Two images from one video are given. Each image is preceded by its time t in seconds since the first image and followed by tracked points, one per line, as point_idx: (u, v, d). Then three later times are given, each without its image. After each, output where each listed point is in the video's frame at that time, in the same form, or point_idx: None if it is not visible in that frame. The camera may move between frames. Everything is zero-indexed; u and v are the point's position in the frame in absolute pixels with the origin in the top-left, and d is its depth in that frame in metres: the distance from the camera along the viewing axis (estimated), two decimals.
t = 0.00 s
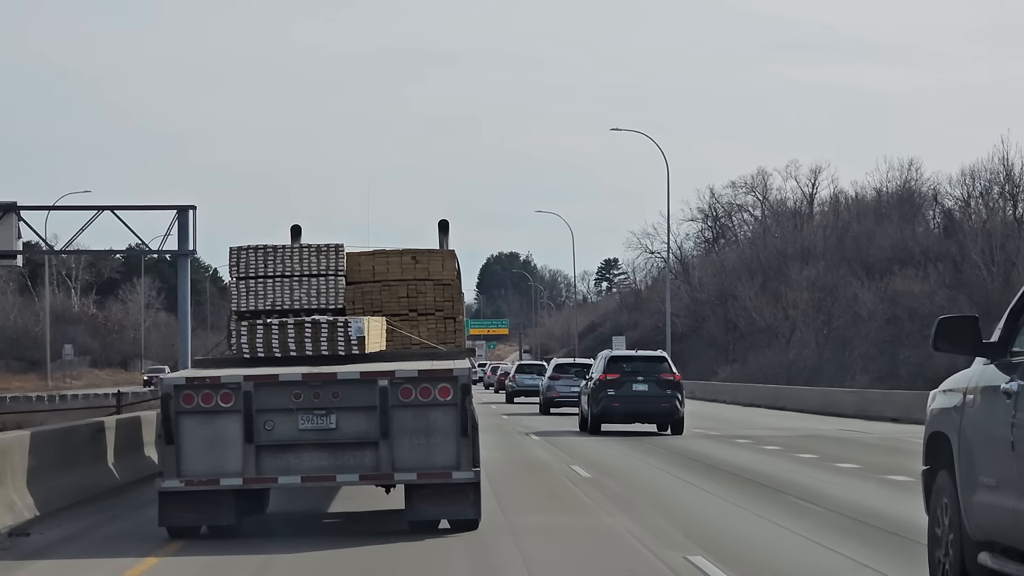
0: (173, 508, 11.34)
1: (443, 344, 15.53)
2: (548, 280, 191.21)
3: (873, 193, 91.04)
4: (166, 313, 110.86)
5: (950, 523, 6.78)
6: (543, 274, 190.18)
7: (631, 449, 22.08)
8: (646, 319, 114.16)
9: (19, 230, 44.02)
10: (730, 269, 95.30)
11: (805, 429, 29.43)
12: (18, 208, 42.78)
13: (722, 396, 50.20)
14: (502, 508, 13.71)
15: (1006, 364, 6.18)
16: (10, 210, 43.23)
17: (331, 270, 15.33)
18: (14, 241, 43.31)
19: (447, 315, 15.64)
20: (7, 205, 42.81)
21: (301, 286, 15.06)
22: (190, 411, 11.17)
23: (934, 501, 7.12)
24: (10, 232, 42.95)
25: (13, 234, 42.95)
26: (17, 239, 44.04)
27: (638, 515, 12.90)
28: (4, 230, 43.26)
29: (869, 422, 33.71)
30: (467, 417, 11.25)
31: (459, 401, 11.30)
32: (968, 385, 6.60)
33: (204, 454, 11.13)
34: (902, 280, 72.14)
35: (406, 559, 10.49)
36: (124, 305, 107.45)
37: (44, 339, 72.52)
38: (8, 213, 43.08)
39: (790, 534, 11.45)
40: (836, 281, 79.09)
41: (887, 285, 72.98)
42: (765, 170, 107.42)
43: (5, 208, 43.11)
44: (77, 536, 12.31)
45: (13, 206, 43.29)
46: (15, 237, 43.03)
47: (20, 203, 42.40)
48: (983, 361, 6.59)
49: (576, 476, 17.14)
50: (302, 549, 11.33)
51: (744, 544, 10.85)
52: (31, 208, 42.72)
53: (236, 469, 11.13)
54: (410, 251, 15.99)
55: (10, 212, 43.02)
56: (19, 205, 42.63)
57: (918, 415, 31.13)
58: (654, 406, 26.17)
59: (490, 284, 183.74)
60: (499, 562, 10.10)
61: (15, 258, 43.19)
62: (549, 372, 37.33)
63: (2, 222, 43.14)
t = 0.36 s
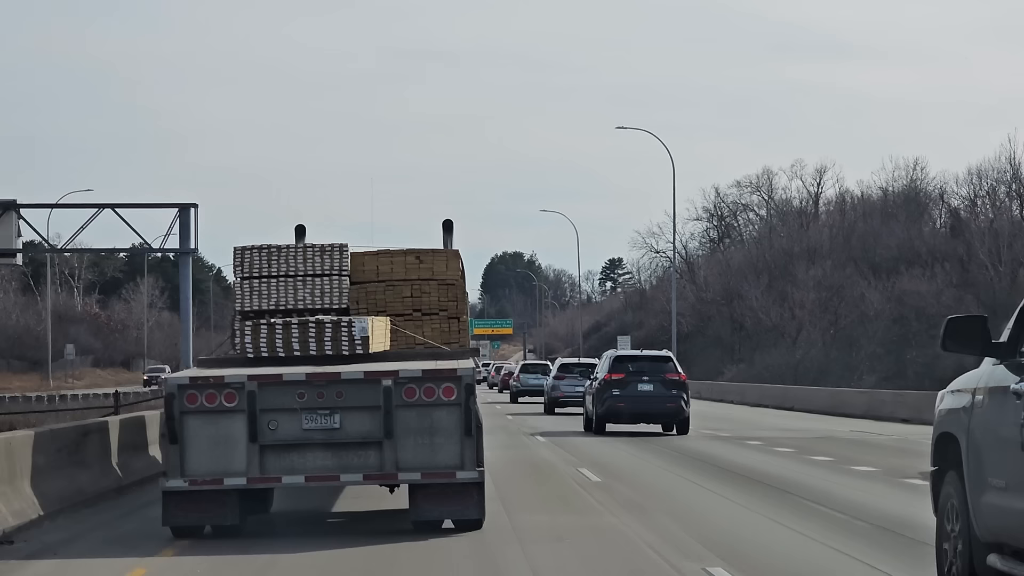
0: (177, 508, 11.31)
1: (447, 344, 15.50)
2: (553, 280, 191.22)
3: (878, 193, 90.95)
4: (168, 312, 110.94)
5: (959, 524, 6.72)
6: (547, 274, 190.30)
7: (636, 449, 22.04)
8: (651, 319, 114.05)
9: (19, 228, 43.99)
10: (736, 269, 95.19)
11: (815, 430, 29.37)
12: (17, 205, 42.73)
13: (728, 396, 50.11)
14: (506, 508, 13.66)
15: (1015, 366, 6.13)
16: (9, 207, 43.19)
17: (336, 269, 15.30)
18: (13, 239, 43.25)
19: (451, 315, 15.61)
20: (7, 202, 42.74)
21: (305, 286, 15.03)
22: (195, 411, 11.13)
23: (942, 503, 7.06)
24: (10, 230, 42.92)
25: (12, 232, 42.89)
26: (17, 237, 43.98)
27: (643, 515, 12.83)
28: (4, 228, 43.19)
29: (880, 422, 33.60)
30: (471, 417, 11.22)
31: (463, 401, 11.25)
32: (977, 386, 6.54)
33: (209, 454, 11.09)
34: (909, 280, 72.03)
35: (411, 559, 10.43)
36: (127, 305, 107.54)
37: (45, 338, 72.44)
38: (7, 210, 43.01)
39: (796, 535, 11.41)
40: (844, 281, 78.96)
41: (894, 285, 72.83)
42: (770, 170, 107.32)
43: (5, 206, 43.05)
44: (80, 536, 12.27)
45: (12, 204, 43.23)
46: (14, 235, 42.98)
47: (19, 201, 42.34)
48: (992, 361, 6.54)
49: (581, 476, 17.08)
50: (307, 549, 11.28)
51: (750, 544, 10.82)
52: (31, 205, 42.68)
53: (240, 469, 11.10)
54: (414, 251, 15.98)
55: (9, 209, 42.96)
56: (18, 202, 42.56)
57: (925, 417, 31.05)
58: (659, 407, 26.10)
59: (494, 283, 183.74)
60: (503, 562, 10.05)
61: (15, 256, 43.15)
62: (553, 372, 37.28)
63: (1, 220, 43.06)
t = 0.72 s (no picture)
0: (182, 507, 11.27)
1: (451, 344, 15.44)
2: (556, 279, 191.18)
3: (884, 192, 90.80)
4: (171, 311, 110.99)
5: (967, 527, 6.66)
6: (551, 273, 190.19)
7: (641, 451, 21.97)
8: (656, 318, 113.94)
9: (18, 226, 43.83)
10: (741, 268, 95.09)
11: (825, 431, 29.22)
12: (17, 203, 42.59)
13: (735, 397, 50.02)
14: (510, 508, 13.61)
15: None
16: (8, 205, 43.02)
17: (340, 269, 15.25)
18: (13, 237, 43.12)
19: (455, 314, 15.55)
20: (6, 200, 42.59)
21: (309, 286, 14.98)
22: (198, 411, 11.09)
23: (951, 506, 7.01)
24: (8, 227, 42.73)
25: (12, 230, 42.77)
26: (17, 234, 43.84)
27: (647, 516, 12.78)
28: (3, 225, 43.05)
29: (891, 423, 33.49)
30: (475, 417, 11.17)
31: (467, 401, 11.21)
32: (984, 386, 6.50)
33: (214, 453, 11.05)
34: (916, 280, 71.89)
35: (415, 559, 10.39)
36: (129, 304, 107.58)
37: (48, 337, 72.27)
38: (6, 208, 42.88)
39: (802, 536, 11.38)
40: (850, 279, 78.82)
41: (901, 284, 72.69)
42: (774, 168, 107.19)
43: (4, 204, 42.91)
44: (83, 536, 12.24)
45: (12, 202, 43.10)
46: (14, 233, 42.84)
47: (19, 199, 42.19)
48: (1001, 361, 6.48)
49: (584, 476, 17.07)
50: (310, 549, 11.25)
51: (756, 545, 10.77)
52: (31, 203, 42.54)
53: (243, 469, 11.05)
54: (418, 251, 15.97)
55: (9, 207, 42.83)
56: (18, 200, 42.44)
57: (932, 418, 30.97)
58: (664, 406, 26.04)
59: (498, 283, 183.75)
60: (506, 561, 10.01)
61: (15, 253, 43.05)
62: (558, 371, 37.21)
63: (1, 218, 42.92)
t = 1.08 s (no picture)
0: (185, 507, 11.23)
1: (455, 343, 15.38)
2: (561, 279, 191.05)
3: (889, 191, 90.60)
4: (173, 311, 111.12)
5: (975, 527, 6.61)
6: (554, 272, 190.14)
7: (646, 451, 21.93)
8: (660, 319, 113.81)
9: (17, 224, 43.82)
10: (746, 268, 94.93)
11: (833, 432, 29.16)
12: (17, 202, 42.56)
13: (741, 397, 49.92)
14: (514, 507, 13.58)
15: None
16: (7, 203, 43.00)
17: (343, 269, 15.20)
18: (12, 235, 43.12)
19: (458, 315, 15.50)
20: (6, 198, 42.58)
21: (312, 286, 14.93)
22: (202, 411, 11.04)
23: (958, 506, 6.96)
24: (6, 226, 42.68)
25: (11, 228, 42.74)
26: (16, 232, 43.82)
27: (652, 516, 12.73)
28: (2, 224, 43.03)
29: (900, 424, 33.38)
30: (479, 417, 11.12)
31: (470, 400, 11.16)
32: (994, 387, 6.44)
33: (218, 453, 11.01)
34: (922, 279, 71.72)
35: (418, 557, 10.35)
36: (131, 304, 107.70)
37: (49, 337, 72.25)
38: (5, 206, 42.86)
39: (808, 537, 11.32)
40: (855, 279, 78.70)
41: (907, 284, 72.54)
42: (779, 168, 107.02)
43: (4, 203, 42.89)
44: (88, 536, 12.20)
45: (11, 200, 43.08)
46: (13, 232, 42.82)
47: (19, 198, 42.16)
48: (1010, 361, 6.43)
49: (589, 477, 17.02)
50: (314, 549, 11.20)
51: (761, 545, 10.72)
52: (30, 202, 42.53)
53: (247, 469, 11.02)
54: (422, 250, 15.92)
55: (9, 205, 42.83)
56: (18, 198, 42.44)
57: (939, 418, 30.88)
58: (668, 406, 25.96)
59: (501, 283, 183.75)
60: (510, 561, 9.97)
61: (14, 252, 43.04)
62: (562, 371, 37.16)
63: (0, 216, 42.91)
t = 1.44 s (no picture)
0: (190, 507, 11.17)
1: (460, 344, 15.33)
2: (566, 279, 190.96)
3: (897, 191, 90.47)
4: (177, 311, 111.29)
5: (988, 531, 6.53)
6: (560, 273, 190.14)
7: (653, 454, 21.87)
8: (667, 319, 113.68)
9: (18, 222, 43.81)
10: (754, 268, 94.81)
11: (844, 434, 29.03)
12: (16, 199, 42.53)
13: (749, 398, 49.77)
14: (521, 508, 13.52)
15: None
16: (8, 200, 42.98)
17: (349, 269, 15.15)
18: (12, 233, 43.09)
19: (464, 315, 15.44)
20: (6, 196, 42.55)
21: (318, 286, 14.86)
22: (207, 410, 10.98)
23: (971, 510, 6.88)
24: (7, 224, 42.64)
25: (10, 226, 42.69)
26: (15, 230, 43.80)
27: (659, 518, 12.67)
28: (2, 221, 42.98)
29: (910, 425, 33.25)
30: (485, 418, 11.05)
31: (476, 401, 11.09)
32: (1006, 389, 6.36)
33: (223, 453, 10.95)
34: (932, 279, 71.53)
35: (424, 559, 10.29)
36: (135, 303, 107.83)
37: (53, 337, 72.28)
38: (4, 204, 42.83)
39: (817, 540, 11.25)
40: (864, 279, 78.54)
41: (917, 283, 72.37)
42: (786, 168, 106.83)
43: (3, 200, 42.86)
44: (93, 536, 12.14)
45: (11, 197, 43.04)
46: (12, 229, 42.79)
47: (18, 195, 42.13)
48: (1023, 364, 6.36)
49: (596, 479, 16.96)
50: (320, 549, 11.13)
51: (770, 548, 10.66)
52: (32, 199, 42.50)
53: (252, 468, 10.95)
54: (428, 250, 15.87)
55: (8, 203, 42.81)
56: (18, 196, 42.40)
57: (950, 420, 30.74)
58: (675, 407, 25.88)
59: (507, 283, 183.78)
60: (516, 562, 9.93)
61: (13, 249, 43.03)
62: (568, 372, 37.06)
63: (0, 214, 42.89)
